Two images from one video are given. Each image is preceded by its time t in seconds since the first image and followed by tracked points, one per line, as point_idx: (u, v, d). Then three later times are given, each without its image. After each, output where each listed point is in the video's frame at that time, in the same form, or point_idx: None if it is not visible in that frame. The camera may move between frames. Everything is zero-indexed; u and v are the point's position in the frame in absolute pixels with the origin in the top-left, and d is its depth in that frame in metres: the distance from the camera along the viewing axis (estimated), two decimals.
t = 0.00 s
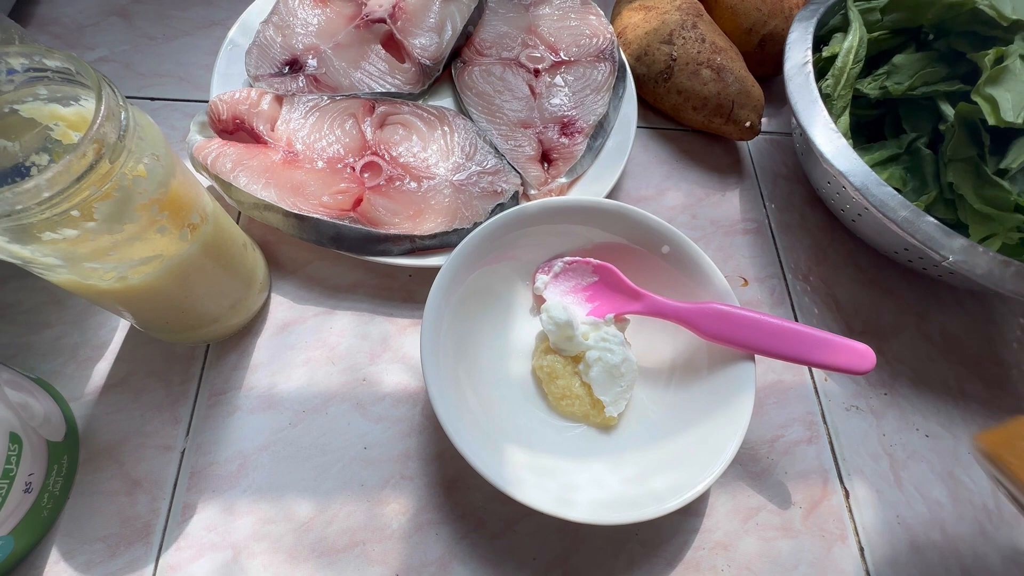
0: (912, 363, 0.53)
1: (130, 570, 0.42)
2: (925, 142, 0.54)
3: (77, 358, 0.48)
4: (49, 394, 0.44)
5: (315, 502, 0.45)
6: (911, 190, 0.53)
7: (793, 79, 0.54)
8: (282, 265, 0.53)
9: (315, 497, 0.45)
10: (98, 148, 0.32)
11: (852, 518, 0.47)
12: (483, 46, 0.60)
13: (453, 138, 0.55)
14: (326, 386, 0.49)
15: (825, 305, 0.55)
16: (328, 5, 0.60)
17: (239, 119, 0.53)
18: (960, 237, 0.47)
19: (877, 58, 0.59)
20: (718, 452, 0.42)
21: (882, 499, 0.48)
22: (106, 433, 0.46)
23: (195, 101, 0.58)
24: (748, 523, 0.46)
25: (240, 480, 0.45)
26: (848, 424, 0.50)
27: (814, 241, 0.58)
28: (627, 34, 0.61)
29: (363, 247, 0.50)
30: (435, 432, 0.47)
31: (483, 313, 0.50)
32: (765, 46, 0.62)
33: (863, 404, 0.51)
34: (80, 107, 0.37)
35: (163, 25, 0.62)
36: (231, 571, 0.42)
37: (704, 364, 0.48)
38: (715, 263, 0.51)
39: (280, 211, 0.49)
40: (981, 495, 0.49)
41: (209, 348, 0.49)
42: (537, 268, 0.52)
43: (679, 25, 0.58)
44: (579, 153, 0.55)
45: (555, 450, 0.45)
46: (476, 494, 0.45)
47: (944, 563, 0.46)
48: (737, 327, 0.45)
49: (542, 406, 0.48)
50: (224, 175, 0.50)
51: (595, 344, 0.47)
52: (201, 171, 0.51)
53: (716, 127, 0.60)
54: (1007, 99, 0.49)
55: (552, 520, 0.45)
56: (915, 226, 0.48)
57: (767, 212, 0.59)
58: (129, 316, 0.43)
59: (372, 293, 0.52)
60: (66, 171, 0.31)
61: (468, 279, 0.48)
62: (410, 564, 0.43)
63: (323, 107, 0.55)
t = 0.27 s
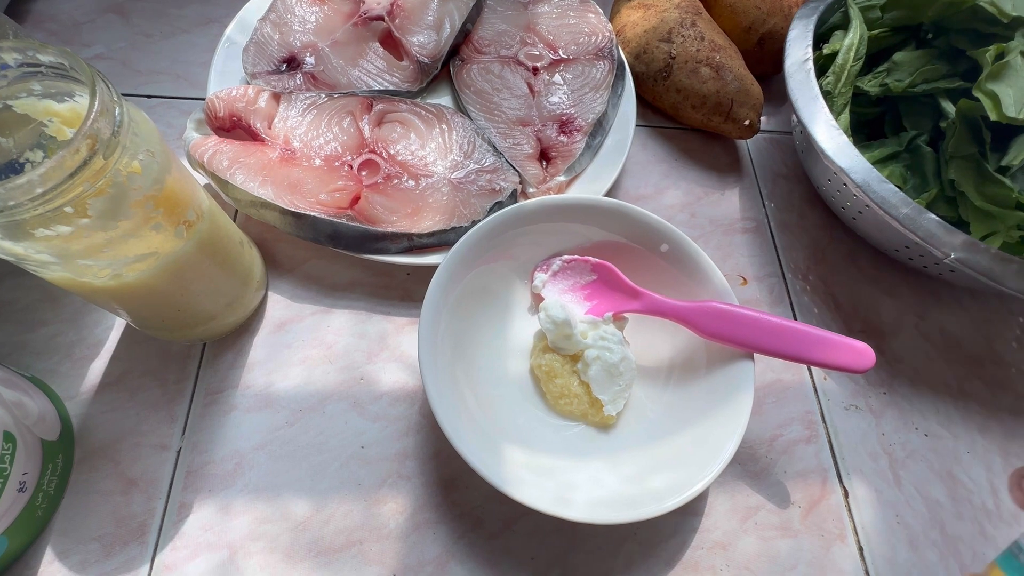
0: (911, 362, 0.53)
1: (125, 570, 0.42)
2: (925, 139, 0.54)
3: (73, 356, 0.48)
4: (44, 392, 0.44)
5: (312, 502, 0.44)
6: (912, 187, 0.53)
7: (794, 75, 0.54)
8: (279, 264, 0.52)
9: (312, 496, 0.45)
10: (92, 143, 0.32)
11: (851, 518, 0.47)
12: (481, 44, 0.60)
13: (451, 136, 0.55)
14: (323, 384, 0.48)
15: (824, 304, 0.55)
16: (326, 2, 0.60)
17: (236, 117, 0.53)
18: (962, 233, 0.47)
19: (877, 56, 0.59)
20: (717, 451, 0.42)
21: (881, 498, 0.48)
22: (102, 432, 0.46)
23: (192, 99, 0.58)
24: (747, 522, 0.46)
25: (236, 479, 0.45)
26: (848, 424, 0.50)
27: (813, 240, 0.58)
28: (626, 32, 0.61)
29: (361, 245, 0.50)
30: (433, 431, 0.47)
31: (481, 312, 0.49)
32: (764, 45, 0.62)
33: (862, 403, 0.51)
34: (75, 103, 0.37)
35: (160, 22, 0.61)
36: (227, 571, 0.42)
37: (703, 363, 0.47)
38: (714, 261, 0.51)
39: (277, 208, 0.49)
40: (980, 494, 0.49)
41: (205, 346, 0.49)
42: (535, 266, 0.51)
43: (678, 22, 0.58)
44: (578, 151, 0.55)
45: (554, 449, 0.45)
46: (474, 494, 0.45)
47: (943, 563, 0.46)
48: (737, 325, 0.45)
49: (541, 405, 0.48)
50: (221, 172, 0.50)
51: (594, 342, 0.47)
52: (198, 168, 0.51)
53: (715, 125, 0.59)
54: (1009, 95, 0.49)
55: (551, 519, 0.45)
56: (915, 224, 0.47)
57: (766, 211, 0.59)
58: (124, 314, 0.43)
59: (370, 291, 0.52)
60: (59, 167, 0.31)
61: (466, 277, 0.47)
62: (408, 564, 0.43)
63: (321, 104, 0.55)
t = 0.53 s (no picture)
0: (914, 360, 0.53)
1: (129, 568, 0.42)
2: (928, 137, 0.54)
3: (76, 354, 0.48)
4: (48, 390, 0.44)
5: (316, 499, 0.44)
6: (915, 185, 0.53)
7: (796, 74, 0.54)
8: (282, 262, 0.52)
9: (316, 494, 0.45)
10: (100, 140, 0.32)
11: (854, 515, 0.47)
12: (484, 42, 0.60)
13: (454, 134, 0.55)
14: (327, 382, 0.48)
15: (826, 301, 0.55)
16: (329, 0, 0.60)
17: (239, 115, 0.53)
18: (965, 231, 0.47)
19: (881, 54, 0.59)
20: (721, 448, 0.42)
21: (884, 495, 0.48)
22: (105, 430, 0.46)
23: (195, 97, 0.58)
24: (750, 519, 0.46)
25: (240, 477, 0.45)
26: (851, 421, 0.50)
27: (815, 238, 0.58)
28: (628, 31, 0.61)
29: (365, 243, 0.50)
30: (437, 428, 0.47)
31: (485, 310, 0.49)
32: (766, 43, 0.62)
33: (865, 400, 0.51)
34: (80, 100, 0.37)
35: (162, 20, 0.61)
36: (231, 568, 0.42)
37: (706, 360, 0.47)
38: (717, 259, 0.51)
39: (281, 206, 0.49)
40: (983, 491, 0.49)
41: (209, 344, 0.49)
42: (539, 264, 0.51)
43: (681, 21, 0.58)
44: (581, 149, 0.55)
45: (558, 447, 0.45)
46: (478, 491, 0.45)
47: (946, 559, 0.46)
48: (741, 322, 0.45)
49: (545, 402, 0.48)
50: (224, 170, 0.50)
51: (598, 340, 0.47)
52: (201, 166, 0.51)
53: (717, 124, 0.59)
54: (1013, 94, 0.49)
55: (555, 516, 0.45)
56: (917, 222, 0.48)
57: (768, 209, 0.59)
58: (129, 312, 0.42)
59: (374, 289, 0.52)
60: (67, 162, 0.31)
61: (470, 275, 0.47)
62: (412, 561, 0.43)
63: (324, 102, 0.55)
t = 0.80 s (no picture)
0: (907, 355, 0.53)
1: (121, 564, 0.42)
2: (921, 133, 0.54)
3: (68, 350, 0.48)
4: (40, 386, 0.44)
5: (309, 495, 0.44)
6: (908, 181, 0.53)
7: (790, 70, 0.54)
8: (276, 258, 0.52)
9: (309, 490, 0.45)
10: (89, 132, 0.32)
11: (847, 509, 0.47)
12: (478, 39, 0.60)
13: (448, 131, 0.55)
14: (321, 378, 0.48)
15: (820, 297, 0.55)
16: None
17: (232, 111, 0.53)
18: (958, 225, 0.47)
19: (874, 51, 0.59)
20: (713, 443, 0.42)
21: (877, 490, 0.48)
22: (97, 426, 0.46)
23: (188, 94, 0.58)
24: (743, 514, 0.46)
25: (233, 473, 0.45)
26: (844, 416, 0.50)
27: (809, 234, 0.58)
28: (623, 27, 0.61)
29: (358, 238, 0.49)
30: (430, 424, 0.47)
31: (478, 306, 0.50)
32: (760, 40, 0.62)
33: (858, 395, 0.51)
34: (70, 94, 0.37)
35: (156, 16, 0.61)
36: (223, 564, 0.42)
37: (699, 355, 0.47)
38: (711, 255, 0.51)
39: (274, 202, 0.49)
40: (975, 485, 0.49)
41: (202, 340, 0.49)
42: (532, 260, 0.51)
43: (675, 18, 0.58)
44: (575, 145, 0.55)
45: (551, 442, 0.45)
46: (471, 487, 0.45)
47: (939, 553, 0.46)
48: (733, 317, 0.45)
49: (538, 398, 0.48)
50: (217, 166, 0.50)
51: (591, 335, 0.47)
52: (195, 162, 0.51)
53: (711, 120, 0.60)
54: (1004, 88, 0.49)
55: (548, 512, 0.45)
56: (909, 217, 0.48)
57: (763, 205, 0.59)
58: (121, 307, 0.42)
59: (368, 285, 0.52)
60: (55, 155, 0.31)
61: (463, 271, 0.47)
62: (405, 556, 0.43)
63: (318, 98, 0.55)
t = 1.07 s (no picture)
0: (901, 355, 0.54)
1: (122, 561, 0.42)
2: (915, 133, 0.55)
3: (69, 349, 0.48)
4: (41, 385, 0.44)
5: (308, 493, 0.45)
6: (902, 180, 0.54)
7: (784, 70, 0.55)
8: (276, 257, 0.53)
9: (308, 487, 0.45)
10: (90, 133, 0.32)
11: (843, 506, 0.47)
12: (476, 40, 0.60)
13: (446, 131, 0.55)
14: (320, 376, 0.49)
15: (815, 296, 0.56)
16: None
17: (231, 111, 0.53)
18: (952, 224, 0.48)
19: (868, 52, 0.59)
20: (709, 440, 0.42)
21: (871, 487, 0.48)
22: (97, 424, 0.46)
23: (188, 95, 0.58)
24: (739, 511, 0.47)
25: (233, 471, 0.45)
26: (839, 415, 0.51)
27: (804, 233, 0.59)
28: (619, 28, 0.62)
29: (356, 238, 0.50)
30: (429, 422, 0.47)
31: (477, 305, 0.50)
32: (756, 41, 0.62)
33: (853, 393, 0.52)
34: (72, 95, 0.37)
35: (155, 17, 0.62)
36: (223, 561, 0.42)
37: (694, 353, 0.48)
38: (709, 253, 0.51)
39: (273, 202, 0.49)
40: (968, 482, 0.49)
41: (202, 339, 0.49)
42: (530, 259, 0.52)
43: (671, 19, 0.58)
44: (572, 145, 0.55)
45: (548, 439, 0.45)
46: (469, 484, 0.46)
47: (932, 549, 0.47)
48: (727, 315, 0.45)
49: (536, 396, 0.48)
50: (217, 166, 0.50)
51: (588, 334, 0.47)
52: (194, 163, 0.51)
53: (707, 120, 0.60)
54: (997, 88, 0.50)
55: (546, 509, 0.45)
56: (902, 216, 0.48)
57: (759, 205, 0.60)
58: (121, 307, 0.43)
59: (367, 284, 0.52)
60: (57, 156, 0.31)
61: (461, 270, 0.48)
62: (404, 553, 0.43)
63: (316, 99, 0.55)
